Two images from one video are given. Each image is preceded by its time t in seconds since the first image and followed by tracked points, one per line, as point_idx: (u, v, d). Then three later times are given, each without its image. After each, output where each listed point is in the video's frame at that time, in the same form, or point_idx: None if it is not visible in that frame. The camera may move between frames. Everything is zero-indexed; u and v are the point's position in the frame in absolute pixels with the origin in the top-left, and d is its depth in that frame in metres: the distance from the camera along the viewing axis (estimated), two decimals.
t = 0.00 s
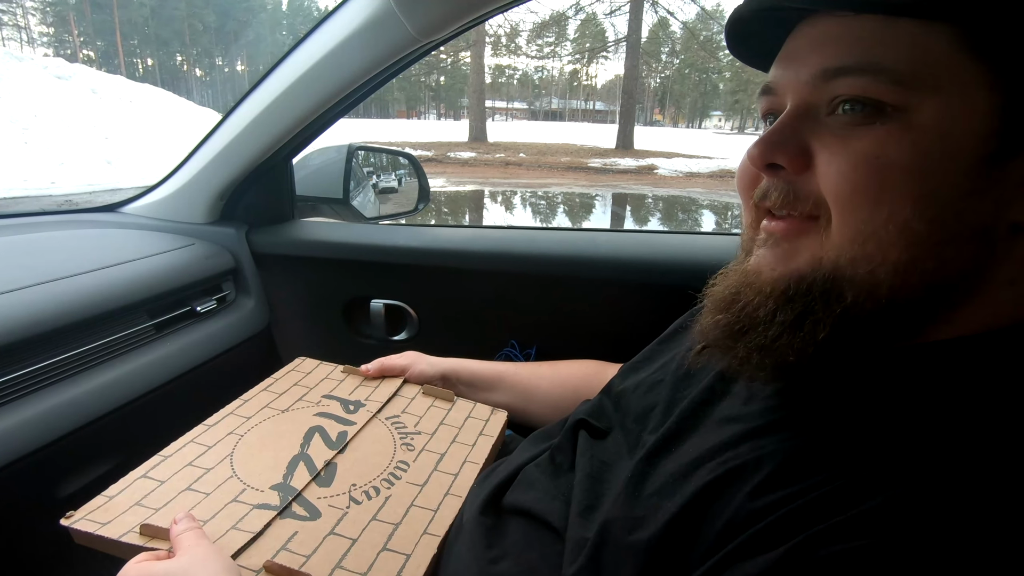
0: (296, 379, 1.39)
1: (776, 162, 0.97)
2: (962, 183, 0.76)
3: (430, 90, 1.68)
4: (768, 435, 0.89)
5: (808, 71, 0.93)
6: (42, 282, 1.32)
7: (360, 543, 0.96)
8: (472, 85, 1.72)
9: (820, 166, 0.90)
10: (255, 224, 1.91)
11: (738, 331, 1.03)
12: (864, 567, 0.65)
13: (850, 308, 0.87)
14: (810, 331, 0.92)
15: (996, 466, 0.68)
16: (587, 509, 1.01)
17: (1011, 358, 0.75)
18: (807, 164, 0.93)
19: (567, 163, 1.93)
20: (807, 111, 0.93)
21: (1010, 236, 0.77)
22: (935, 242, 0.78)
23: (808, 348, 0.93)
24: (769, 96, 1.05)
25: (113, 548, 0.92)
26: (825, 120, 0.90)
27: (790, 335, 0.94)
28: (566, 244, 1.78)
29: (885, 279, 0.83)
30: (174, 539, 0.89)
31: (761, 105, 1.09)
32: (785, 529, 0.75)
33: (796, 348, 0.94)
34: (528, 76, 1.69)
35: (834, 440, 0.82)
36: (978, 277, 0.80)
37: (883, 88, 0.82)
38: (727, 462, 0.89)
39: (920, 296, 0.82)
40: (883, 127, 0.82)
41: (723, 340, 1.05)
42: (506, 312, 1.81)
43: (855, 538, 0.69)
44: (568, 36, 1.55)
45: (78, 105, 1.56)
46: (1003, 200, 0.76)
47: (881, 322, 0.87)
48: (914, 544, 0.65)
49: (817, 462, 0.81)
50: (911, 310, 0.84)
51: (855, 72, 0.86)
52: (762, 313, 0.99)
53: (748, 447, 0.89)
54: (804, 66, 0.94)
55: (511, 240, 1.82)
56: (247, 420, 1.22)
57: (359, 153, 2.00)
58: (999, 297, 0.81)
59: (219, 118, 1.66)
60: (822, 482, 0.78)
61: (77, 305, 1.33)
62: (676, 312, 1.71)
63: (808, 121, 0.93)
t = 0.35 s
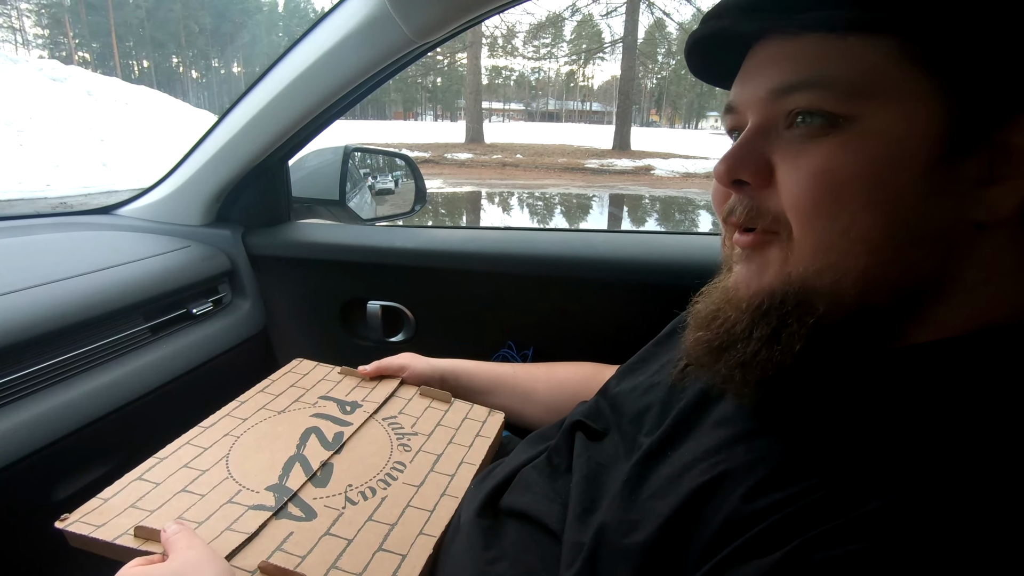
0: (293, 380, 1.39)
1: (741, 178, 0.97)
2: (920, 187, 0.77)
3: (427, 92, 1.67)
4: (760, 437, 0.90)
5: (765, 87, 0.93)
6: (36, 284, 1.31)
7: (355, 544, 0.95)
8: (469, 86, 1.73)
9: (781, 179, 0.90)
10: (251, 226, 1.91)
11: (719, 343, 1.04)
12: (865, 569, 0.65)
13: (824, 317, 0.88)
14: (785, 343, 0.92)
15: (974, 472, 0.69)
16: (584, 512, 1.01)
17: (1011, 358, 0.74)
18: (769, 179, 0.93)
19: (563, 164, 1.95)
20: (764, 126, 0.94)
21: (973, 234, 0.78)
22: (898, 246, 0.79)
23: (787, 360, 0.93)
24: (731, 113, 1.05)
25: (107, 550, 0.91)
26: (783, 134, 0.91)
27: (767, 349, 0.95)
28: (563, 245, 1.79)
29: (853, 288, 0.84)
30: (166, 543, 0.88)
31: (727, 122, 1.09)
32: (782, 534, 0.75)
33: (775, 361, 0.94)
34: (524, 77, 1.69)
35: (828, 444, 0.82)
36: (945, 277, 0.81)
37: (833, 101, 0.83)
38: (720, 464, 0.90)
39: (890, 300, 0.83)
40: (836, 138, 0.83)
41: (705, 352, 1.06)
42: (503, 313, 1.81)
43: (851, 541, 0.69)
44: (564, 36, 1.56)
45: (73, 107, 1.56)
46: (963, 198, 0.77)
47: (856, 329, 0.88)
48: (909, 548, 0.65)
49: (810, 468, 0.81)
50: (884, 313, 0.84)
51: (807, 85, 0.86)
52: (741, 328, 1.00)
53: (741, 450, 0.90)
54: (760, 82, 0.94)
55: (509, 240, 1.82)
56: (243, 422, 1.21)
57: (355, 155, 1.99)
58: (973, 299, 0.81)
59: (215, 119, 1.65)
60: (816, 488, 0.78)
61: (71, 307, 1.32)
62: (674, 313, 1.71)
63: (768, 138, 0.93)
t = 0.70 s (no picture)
0: (292, 382, 1.39)
1: (734, 174, 0.97)
2: (907, 183, 0.78)
3: (425, 93, 1.67)
4: (755, 437, 0.89)
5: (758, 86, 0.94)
6: (35, 285, 1.31)
7: (355, 544, 0.96)
8: (466, 87, 1.74)
9: (771, 175, 0.91)
10: (250, 227, 1.90)
11: (712, 338, 1.05)
12: (861, 566, 0.66)
13: (809, 311, 0.88)
14: (773, 334, 0.93)
15: (961, 471, 0.70)
16: (584, 513, 1.01)
17: (1010, 360, 0.75)
18: (760, 175, 0.93)
19: (560, 165, 1.94)
20: (756, 124, 0.95)
21: (960, 232, 0.79)
22: (884, 241, 0.80)
23: (773, 352, 0.94)
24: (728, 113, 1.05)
25: (105, 554, 0.91)
26: (774, 130, 0.91)
27: (756, 339, 0.96)
28: (561, 246, 1.79)
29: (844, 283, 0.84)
30: (164, 546, 0.88)
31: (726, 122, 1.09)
32: (777, 530, 0.75)
33: (764, 353, 0.95)
34: (522, 78, 1.69)
35: (824, 440, 0.82)
36: (932, 276, 0.81)
37: (823, 97, 0.84)
38: (716, 463, 0.90)
39: (875, 296, 0.83)
40: (825, 135, 0.84)
41: (701, 347, 1.07)
42: (501, 314, 1.81)
43: (846, 538, 0.69)
44: (562, 38, 1.55)
45: (69, 108, 1.55)
46: (950, 196, 0.77)
47: (841, 327, 0.87)
48: (906, 548, 0.65)
49: (804, 465, 0.81)
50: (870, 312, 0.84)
51: (797, 83, 0.87)
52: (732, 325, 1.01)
53: (738, 448, 0.90)
54: (754, 81, 0.95)
55: (507, 241, 1.82)
56: (242, 424, 1.21)
57: (353, 156, 1.99)
58: (961, 297, 0.82)
59: (212, 120, 1.65)
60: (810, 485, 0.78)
61: (69, 308, 1.32)
62: (672, 313, 1.71)
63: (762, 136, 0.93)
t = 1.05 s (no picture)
0: (289, 383, 1.39)
1: (731, 172, 0.97)
2: (898, 180, 0.78)
3: (423, 93, 1.67)
4: (755, 436, 0.89)
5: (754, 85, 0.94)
6: (34, 286, 1.31)
7: (354, 544, 0.96)
8: (465, 88, 1.74)
9: (767, 173, 0.92)
10: (248, 227, 1.90)
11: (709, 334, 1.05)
12: (861, 565, 0.66)
13: (803, 305, 0.89)
14: (767, 328, 0.94)
15: (947, 475, 0.70)
16: (583, 514, 1.01)
17: (1011, 359, 0.75)
18: (756, 173, 0.94)
19: (560, 166, 1.95)
20: (752, 122, 0.95)
21: (953, 229, 0.79)
22: (877, 238, 0.80)
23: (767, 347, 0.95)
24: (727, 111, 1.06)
25: (103, 556, 0.91)
26: (769, 129, 0.92)
27: (751, 335, 0.96)
28: (560, 246, 1.79)
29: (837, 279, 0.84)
30: (162, 546, 0.88)
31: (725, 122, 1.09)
32: (777, 530, 0.75)
33: (760, 347, 0.96)
34: (521, 79, 1.69)
35: (823, 440, 0.82)
36: (927, 274, 0.81)
37: (817, 97, 0.84)
38: (715, 463, 0.90)
39: (867, 293, 0.83)
40: (818, 133, 0.84)
41: (697, 344, 1.07)
42: (500, 314, 1.81)
43: (846, 537, 0.69)
44: (561, 38, 1.56)
45: (68, 108, 1.55)
46: (944, 195, 0.77)
47: (833, 322, 0.88)
48: (906, 547, 0.65)
49: (803, 465, 0.81)
50: (862, 307, 0.85)
51: (791, 82, 0.88)
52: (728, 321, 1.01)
53: (738, 448, 0.90)
54: (750, 79, 0.95)
55: (506, 241, 1.82)
56: (239, 425, 1.21)
57: (353, 156, 1.99)
58: (957, 295, 0.82)
59: (212, 120, 1.65)
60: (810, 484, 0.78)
61: (68, 308, 1.32)
62: (671, 314, 1.71)
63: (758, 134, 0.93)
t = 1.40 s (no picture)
0: (288, 383, 1.39)
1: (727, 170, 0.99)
2: (876, 184, 0.79)
3: (423, 93, 1.67)
4: (755, 436, 0.90)
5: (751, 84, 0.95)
6: (34, 285, 1.31)
7: (353, 544, 0.96)
8: (465, 87, 1.75)
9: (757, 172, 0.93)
10: (247, 226, 1.90)
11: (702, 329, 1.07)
12: (859, 565, 0.66)
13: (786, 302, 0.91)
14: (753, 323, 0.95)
15: (946, 475, 0.70)
16: (583, 514, 1.01)
17: (1010, 357, 0.75)
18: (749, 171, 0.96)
19: (559, 165, 1.95)
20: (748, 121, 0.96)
21: (938, 231, 0.79)
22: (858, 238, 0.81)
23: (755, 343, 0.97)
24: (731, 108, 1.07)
25: (102, 556, 0.91)
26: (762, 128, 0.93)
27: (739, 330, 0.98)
28: (559, 246, 1.79)
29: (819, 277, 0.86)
30: (161, 546, 0.88)
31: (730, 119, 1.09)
32: (776, 529, 0.76)
33: (742, 343, 0.98)
34: (521, 79, 1.69)
35: (822, 438, 0.82)
36: (911, 274, 0.82)
37: (806, 98, 0.85)
38: (715, 464, 0.90)
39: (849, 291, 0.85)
40: (804, 135, 0.85)
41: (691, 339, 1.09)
42: (500, 314, 1.81)
43: (845, 535, 0.69)
44: (561, 38, 1.55)
45: (67, 107, 1.55)
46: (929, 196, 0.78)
47: (818, 320, 0.89)
48: (906, 547, 0.66)
49: (803, 464, 0.81)
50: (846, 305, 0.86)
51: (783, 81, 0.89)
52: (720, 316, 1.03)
53: (738, 448, 0.90)
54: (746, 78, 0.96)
55: (505, 241, 1.82)
56: (238, 425, 1.21)
57: (352, 155, 1.99)
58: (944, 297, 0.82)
59: (211, 120, 1.65)
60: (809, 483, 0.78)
61: (68, 308, 1.32)
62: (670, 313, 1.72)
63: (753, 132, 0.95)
